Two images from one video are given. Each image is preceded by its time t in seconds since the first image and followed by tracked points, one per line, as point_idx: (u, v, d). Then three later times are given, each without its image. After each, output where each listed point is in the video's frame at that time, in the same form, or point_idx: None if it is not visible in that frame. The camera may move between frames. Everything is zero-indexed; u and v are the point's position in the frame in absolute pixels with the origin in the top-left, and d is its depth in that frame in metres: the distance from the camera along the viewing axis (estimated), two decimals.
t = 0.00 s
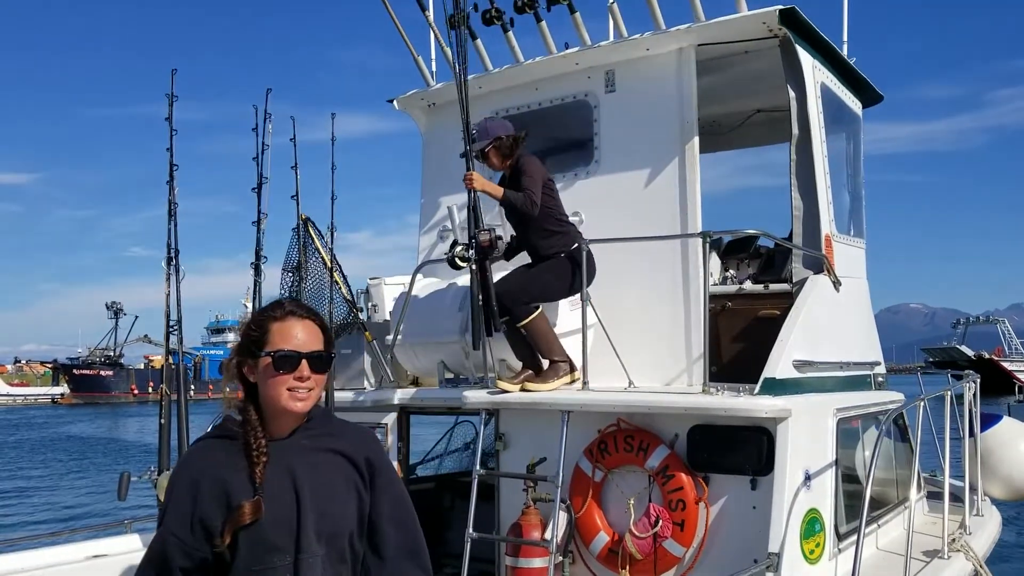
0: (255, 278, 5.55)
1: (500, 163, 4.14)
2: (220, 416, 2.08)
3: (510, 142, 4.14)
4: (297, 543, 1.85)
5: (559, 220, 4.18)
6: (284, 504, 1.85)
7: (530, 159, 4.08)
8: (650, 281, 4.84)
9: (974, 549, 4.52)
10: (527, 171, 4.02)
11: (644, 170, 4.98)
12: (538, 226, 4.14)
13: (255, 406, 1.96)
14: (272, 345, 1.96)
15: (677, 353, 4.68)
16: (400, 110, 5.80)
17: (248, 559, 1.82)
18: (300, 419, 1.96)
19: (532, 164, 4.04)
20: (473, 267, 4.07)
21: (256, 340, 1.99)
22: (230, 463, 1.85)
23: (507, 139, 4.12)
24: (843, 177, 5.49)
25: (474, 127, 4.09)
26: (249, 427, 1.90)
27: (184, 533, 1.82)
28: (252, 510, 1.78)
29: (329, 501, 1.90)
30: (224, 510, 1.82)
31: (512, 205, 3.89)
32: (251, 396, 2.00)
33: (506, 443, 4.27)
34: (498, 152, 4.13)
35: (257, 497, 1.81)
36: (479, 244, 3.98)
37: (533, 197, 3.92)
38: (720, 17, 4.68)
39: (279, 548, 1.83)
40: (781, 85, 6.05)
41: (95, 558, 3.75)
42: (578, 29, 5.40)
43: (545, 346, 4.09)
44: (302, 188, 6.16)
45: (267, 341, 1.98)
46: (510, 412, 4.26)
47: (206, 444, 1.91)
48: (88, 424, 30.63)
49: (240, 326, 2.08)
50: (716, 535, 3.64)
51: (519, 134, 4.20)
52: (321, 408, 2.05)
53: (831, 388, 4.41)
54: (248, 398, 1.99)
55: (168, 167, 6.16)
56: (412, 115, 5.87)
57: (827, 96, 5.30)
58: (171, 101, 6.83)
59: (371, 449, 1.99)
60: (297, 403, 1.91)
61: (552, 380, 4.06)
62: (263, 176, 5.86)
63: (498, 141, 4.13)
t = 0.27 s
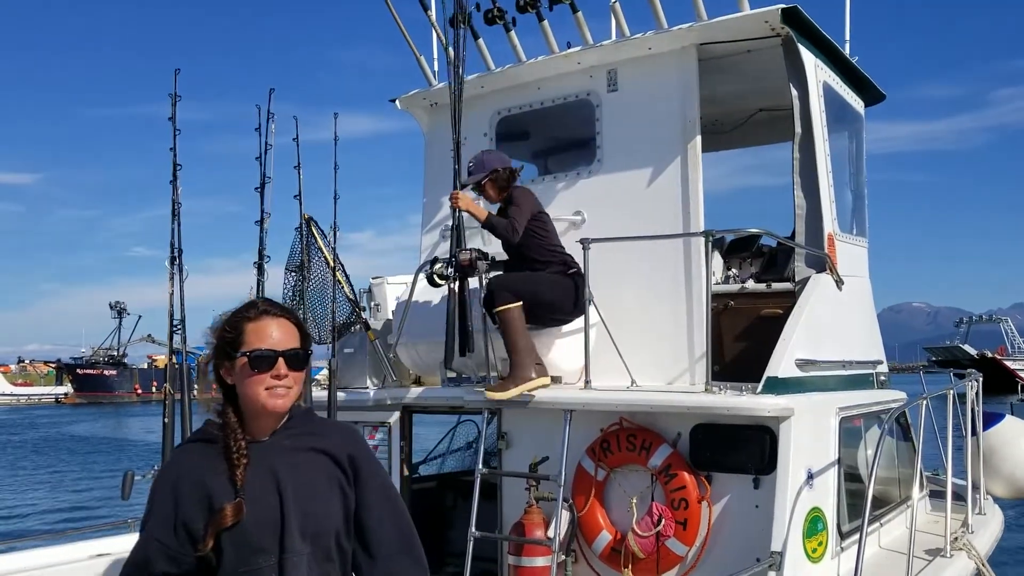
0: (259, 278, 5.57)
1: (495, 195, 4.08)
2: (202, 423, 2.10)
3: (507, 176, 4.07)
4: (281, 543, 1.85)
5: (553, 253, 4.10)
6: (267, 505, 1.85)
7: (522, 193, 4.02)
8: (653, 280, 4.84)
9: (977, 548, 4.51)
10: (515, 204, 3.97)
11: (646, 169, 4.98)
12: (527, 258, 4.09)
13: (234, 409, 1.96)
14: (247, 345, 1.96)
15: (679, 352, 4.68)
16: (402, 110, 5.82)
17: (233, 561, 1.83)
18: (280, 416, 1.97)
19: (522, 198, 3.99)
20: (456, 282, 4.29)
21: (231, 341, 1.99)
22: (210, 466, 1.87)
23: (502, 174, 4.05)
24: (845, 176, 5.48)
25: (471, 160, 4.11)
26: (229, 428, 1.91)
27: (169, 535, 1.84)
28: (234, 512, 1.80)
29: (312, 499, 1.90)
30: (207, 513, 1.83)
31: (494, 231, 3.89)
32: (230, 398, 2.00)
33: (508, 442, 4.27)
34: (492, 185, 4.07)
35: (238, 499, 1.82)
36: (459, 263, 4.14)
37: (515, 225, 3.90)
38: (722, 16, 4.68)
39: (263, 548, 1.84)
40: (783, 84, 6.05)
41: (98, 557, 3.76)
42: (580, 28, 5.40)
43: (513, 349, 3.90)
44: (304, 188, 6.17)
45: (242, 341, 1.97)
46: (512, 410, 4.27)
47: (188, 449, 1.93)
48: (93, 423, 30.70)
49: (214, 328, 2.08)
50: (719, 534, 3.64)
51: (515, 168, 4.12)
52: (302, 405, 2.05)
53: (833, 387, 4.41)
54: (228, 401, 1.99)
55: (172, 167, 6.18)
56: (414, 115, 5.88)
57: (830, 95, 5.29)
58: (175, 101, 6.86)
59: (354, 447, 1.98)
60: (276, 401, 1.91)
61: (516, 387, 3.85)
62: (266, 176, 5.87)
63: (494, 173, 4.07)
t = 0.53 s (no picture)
0: (274, 278, 5.59)
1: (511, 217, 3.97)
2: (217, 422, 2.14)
3: (525, 196, 3.99)
4: (296, 540, 1.86)
5: (566, 281, 3.93)
6: (280, 503, 1.87)
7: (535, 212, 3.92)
8: (667, 279, 4.83)
9: (994, 548, 4.48)
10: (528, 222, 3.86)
11: (660, 168, 4.97)
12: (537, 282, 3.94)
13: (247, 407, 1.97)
14: (262, 343, 1.97)
15: (693, 352, 4.67)
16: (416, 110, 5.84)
17: (244, 559, 1.84)
18: (295, 415, 1.97)
19: (536, 216, 3.89)
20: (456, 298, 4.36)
21: (247, 339, 2.00)
22: (222, 466, 1.89)
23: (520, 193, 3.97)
24: (860, 175, 5.45)
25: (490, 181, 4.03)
26: (241, 427, 1.93)
27: (173, 531, 1.84)
28: (241, 511, 1.82)
29: (326, 497, 1.91)
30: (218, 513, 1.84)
31: (498, 249, 3.74)
32: (243, 396, 2.02)
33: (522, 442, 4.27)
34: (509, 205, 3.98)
35: (247, 498, 1.84)
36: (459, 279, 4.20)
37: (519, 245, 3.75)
38: (736, 15, 4.67)
39: (277, 546, 1.85)
40: (798, 83, 6.02)
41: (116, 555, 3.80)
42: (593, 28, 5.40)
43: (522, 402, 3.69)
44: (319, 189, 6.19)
45: (257, 339, 1.98)
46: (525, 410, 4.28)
47: (198, 449, 1.95)
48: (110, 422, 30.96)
49: (230, 326, 2.10)
50: (734, 534, 3.63)
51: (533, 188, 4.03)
52: (317, 404, 2.06)
53: (848, 387, 4.38)
54: (243, 400, 2.01)
55: (189, 167, 6.23)
56: (428, 115, 5.90)
57: (844, 94, 5.27)
58: (192, 102, 6.91)
59: (367, 445, 1.99)
60: (290, 400, 1.92)
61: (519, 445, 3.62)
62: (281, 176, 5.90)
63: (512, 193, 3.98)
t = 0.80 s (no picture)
0: (310, 277, 5.66)
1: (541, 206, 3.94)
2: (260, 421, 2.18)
3: (557, 183, 3.94)
4: (345, 537, 1.90)
5: (597, 268, 3.91)
6: (328, 500, 1.91)
7: (564, 203, 3.87)
8: (702, 278, 4.79)
9: None
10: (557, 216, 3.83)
11: (696, 166, 4.94)
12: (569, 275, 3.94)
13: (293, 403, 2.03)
14: (309, 340, 2.02)
15: (729, 351, 4.64)
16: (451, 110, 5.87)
17: (296, 555, 1.88)
18: (340, 411, 2.02)
19: (565, 208, 3.85)
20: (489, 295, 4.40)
21: (295, 335, 2.06)
22: (270, 464, 1.94)
23: (551, 181, 3.92)
24: (900, 172, 5.36)
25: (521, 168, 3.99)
26: (287, 424, 1.97)
27: (229, 533, 1.92)
28: (289, 507, 1.84)
29: (373, 495, 1.94)
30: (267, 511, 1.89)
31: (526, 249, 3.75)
32: (290, 392, 2.07)
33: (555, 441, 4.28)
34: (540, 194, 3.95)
35: (293, 495, 1.88)
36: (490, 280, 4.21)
37: (547, 243, 3.74)
38: (773, 12, 4.62)
39: (327, 542, 1.89)
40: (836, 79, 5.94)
41: (157, 548, 3.88)
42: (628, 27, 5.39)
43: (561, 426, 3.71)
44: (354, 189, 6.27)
45: (305, 336, 2.04)
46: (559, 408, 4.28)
47: (248, 449, 2.01)
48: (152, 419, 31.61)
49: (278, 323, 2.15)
50: (771, 534, 3.60)
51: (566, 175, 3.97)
52: (361, 402, 2.10)
53: (887, 387, 4.32)
54: (289, 394, 2.06)
55: (227, 168, 6.33)
56: (463, 115, 5.94)
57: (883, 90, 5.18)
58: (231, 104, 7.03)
59: (412, 443, 2.01)
60: (337, 395, 1.96)
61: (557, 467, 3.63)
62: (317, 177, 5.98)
63: (544, 181, 3.93)
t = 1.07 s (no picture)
0: (335, 279, 5.76)
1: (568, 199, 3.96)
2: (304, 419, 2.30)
3: (587, 177, 3.95)
4: (385, 535, 1.94)
5: (622, 264, 3.91)
6: (369, 497, 1.95)
7: (590, 197, 3.89)
8: (726, 280, 4.79)
9: None
10: (583, 210, 3.85)
11: (721, 167, 4.93)
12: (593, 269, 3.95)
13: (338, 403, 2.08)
14: (355, 341, 2.06)
15: (753, 352, 4.63)
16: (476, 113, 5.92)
17: (337, 550, 1.93)
18: (383, 412, 2.06)
19: (591, 203, 3.86)
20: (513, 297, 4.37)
21: (341, 336, 2.10)
22: (313, 460, 2.00)
23: (580, 174, 3.94)
24: (927, 173, 5.31)
25: (551, 160, 4.03)
26: (329, 422, 2.03)
27: (274, 527, 1.99)
28: (330, 503, 1.90)
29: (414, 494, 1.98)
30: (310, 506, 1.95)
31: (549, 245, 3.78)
32: (336, 391, 2.12)
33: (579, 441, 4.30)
34: (569, 186, 3.98)
35: (334, 491, 1.93)
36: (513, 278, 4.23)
37: (569, 238, 3.76)
38: (797, 13, 4.60)
39: (368, 540, 1.94)
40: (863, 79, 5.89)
41: (186, 544, 3.97)
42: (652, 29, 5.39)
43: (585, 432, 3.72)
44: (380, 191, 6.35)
45: (351, 337, 2.08)
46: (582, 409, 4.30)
47: (291, 445, 2.07)
48: (185, 417, 32.12)
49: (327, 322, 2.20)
50: (793, 536, 3.60)
51: (594, 169, 3.98)
52: (402, 403, 2.14)
53: (913, 390, 4.28)
54: (333, 393, 2.11)
55: (254, 173, 6.44)
56: (487, 117, 5.98)
57: (910, 91, 5.14)
58: (258, 109, 7.15)
59: (451, 444, 2.06)
60: (380, 397, 2.00)
61: (580, 472, 3.67)
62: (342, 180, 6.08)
63: (573, 175, 3.95)
